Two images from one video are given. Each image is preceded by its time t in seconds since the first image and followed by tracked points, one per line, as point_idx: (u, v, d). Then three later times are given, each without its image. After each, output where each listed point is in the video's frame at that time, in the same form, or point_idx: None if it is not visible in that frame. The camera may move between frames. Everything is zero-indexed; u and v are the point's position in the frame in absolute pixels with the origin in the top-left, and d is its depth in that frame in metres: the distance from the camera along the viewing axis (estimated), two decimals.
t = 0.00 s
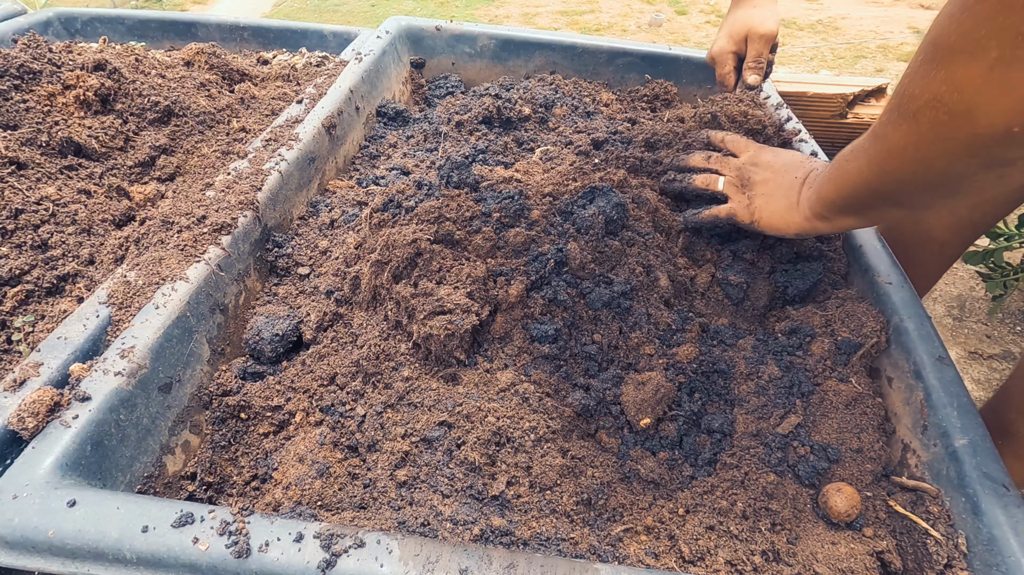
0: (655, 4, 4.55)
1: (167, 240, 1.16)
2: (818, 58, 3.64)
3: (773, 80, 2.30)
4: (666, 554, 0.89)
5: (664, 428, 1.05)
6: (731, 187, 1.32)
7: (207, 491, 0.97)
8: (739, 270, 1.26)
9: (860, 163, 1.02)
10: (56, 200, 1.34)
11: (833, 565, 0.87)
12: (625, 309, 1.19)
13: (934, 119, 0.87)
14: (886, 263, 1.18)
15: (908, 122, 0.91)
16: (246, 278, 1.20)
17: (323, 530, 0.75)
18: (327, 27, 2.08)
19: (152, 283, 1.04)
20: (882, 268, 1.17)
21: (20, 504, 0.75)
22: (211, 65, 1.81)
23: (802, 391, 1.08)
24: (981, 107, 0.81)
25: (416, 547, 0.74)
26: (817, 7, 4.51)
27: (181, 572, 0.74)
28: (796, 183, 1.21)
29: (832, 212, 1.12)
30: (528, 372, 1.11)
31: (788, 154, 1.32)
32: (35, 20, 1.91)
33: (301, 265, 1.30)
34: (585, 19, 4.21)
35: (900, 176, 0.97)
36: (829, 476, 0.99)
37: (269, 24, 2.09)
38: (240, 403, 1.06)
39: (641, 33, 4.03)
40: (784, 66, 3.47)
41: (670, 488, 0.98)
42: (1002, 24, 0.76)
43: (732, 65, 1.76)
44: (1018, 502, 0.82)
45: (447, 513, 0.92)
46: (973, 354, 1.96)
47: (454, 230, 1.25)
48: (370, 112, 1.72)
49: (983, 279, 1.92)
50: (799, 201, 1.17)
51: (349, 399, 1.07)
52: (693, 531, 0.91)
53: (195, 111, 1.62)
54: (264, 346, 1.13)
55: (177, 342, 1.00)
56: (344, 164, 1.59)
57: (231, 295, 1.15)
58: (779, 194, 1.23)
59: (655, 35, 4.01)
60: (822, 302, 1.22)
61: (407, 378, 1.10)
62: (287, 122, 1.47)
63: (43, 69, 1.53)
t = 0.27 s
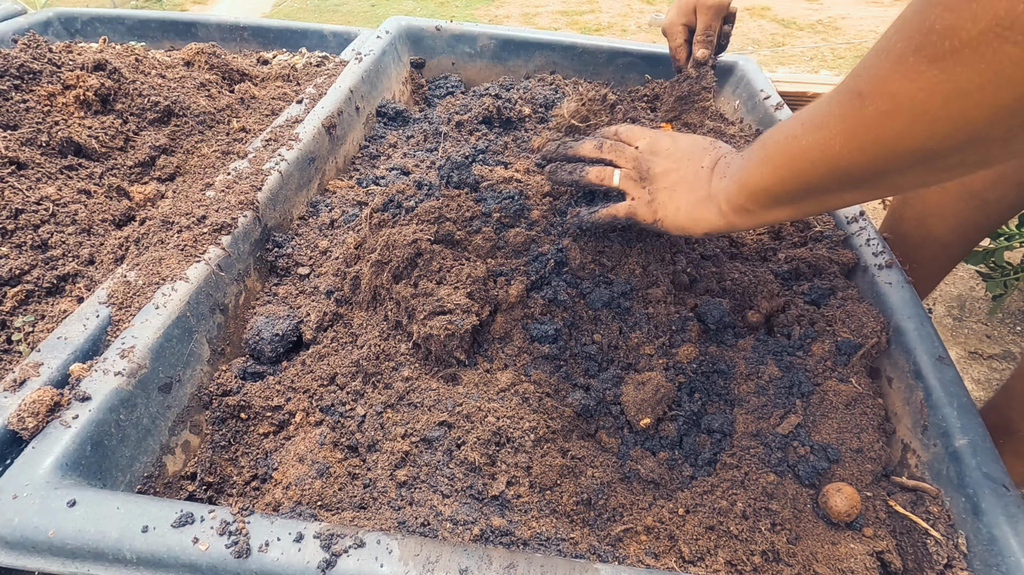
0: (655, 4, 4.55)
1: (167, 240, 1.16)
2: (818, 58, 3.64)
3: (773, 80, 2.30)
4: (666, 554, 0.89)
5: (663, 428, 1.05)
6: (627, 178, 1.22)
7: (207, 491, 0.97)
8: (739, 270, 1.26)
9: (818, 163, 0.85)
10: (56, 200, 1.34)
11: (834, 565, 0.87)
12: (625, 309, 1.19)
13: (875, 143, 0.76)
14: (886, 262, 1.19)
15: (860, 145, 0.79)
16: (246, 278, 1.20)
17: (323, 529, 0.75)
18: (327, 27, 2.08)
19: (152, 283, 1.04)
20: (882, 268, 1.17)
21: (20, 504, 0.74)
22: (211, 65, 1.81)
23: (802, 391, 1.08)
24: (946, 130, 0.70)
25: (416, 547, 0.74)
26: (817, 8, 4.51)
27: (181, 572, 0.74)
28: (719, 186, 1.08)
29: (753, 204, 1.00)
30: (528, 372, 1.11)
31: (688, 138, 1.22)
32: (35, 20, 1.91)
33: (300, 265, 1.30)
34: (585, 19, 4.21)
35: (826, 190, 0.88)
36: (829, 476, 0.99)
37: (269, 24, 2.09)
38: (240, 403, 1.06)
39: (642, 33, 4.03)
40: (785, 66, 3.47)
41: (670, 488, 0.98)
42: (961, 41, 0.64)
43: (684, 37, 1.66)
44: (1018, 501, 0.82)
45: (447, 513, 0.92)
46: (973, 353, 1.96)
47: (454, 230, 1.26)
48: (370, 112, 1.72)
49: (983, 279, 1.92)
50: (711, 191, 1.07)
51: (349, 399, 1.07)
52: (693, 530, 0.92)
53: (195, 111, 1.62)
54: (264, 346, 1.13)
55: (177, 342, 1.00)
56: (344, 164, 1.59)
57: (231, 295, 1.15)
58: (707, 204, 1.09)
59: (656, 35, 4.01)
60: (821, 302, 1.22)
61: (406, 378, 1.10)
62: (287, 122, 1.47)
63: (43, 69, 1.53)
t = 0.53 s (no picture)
0: (655, 4, 4.55)
1: (167, 240, 1.16)
2: (818, 58, 3.64)
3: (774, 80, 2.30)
4: (666, 554, 0.89)
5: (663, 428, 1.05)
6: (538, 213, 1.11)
7: (207, 491, 0.97)
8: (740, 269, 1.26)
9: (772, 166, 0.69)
10: (56, 200, 1.34)
11: (833, 565, 0.87)
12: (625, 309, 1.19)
13: (849, 167, 0.63)
14: (887, 262, 1.18)
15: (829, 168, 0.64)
16: (246, 278, 1.20)
17: (323, 529, 0.75)
18: (327, 27, 2.08)
19: (152, 284, 1.04)
20: (883, 269, 1.17)
21: (20, 504, 0.74)
22: (211, 65, 1.81)
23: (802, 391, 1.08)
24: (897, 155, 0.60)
25: (416, 548, 0.74)
26: (818, 7, 4.51)
27: (181, 572, 0.74)
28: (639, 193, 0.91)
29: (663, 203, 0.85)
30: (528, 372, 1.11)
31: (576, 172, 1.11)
32: (35, 19, 1.91)
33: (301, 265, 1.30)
34: (585, 19, 4.21)
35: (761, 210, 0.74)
36: (829, 476, 0.99)
37: (269, 24, 2.09)
38: (240, 403, 1.06)
39: (642, 33, 4.03)
40: (785, 66, 3.47)
41: (670, 488, 0.98)
42: (967, 55, 0.53)
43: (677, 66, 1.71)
44: (1018, 501, 0.82)
45: (447, 513, 0.92)
46: (973, 353, 1.96)
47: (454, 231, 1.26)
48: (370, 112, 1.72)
49: (984, 279, 1.92)
50: (636, 214, 0.89)
51: (348, 399, 1.07)
52: (694, 531, 0.91)
53: (195, 111, 1.62)
54: (264, 346, 1.13)
55: (177, 342, 1.00)
56: (344, 164, 1.59)
57: (231, 295, 1.15)
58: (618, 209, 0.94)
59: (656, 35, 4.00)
60: (821, 302, 1.22)
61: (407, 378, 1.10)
62: (287, 122, 1.47)
63: (43, 69, 1.53)
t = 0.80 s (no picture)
0: (655, 4, 4.55)
1: (167, 240, 1.16)
2: (818, 58, 3.64)
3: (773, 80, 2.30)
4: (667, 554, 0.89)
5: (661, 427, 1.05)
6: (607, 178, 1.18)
7: (207, 491, 0.97)
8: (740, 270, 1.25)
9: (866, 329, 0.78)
10: (56, 200, 1.33)
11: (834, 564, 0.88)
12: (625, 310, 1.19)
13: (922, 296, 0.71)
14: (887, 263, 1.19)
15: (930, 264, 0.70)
16: (246, 278, 1.20)
17: (323, 530, 0.75)
18: (327, 27, 2.08)
19: (152, 283, 1.04)
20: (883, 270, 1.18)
21: (20, 504, 0.74)
22: (211, 65, 1.81)
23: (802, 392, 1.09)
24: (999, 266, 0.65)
25: (417, 548, 0.74)
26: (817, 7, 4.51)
27: (181, 572, 0.74)
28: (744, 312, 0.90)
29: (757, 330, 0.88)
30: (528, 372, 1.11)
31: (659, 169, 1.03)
32: (35, 19, 1.91)
33: (301, 265, 1.30)
34: (585, 19, 4.21)
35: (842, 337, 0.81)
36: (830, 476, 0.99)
37: (269, 24, 2.09)
38: (240, 403, 1.06)
39: (642, 33, 4.02)
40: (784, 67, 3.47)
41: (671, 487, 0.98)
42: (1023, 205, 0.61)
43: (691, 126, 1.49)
44: (1018, 501, 0.82)
45: (447, 513, 0.92)
46: (973, 353, 1.96)
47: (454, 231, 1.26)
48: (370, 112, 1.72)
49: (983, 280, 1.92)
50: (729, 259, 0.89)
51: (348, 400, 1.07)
52: (694, 531, 0.91)
53: (195, 111, 1.62)
54: (264, 346, 1.13)
55: (177, 342, 1.00)
56: (344, 164, 1.59)
57: (231, 295, 1.15)
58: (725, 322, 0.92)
59: (656, 35, 4.00)
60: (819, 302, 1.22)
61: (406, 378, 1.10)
62: (287, 122, 1.47)
63: (43, 69, 1.53)
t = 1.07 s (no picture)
0: (655, 4, 4.55)
1: (167, 239, 1.16)
2: (818, 58, 3.64)
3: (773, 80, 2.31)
4: (667, 554, 0.89)
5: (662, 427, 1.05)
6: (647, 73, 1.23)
7: (207, 491, 0.97)
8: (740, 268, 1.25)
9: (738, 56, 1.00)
10: (56, 200, 1.33)
11: (834, 564, 0.88)
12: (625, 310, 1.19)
13: (717, 59, 1.02)
14: (887, 262, 1.19)
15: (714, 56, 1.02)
16: (246, 278, 1.20)
17: (323, 529, 0.75)
18: (327, 27, 2.08)
19: (152, 283, 1.04)
20: (883, 270, 1.18)
21: (20, 504, 0.74)
22: (211, 65, 1.81)
23: (802, 392, 1.09)
24: (744, 32, 0.95)
25: (417, 548, 0.74)
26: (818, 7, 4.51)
27: (181, 572, 0.74)
28: (625, 147, 1.41)
29: (664, 85, 1.18)
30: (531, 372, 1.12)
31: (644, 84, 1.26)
32: (35, 19, 1.91)
33: (301, 265, 1.30)
34: (585, 19, 4.21)
35: (691, 106, 1.15)
36: (830, 476, 0.99)
37: (269, 24, 2.09)
38: (240, 403, 1.06)
39: (642, 33, 4.02)
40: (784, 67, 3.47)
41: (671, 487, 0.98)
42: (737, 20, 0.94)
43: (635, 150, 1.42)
44: (1018, 502, 0.82)
45: (446, 513, 0.91)
46: (973, 353, 1.96)
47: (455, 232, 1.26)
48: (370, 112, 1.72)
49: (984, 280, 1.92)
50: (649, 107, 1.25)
51: (348, 400, 1.07)
52: (695, 531, 0.91)
53: (195, 111, 1.62)
54: (264, 346, 1.13)
55: (177, 342, 1.00)
56: (344, 164, 1.59)
57: (231, 295, 1.15)
58: (625, 150, 1.41)
59: (656, 35, 4.00)
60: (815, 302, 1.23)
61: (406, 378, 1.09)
62: (287, 122, 1.47)
63: (43, 69, 1.53)
